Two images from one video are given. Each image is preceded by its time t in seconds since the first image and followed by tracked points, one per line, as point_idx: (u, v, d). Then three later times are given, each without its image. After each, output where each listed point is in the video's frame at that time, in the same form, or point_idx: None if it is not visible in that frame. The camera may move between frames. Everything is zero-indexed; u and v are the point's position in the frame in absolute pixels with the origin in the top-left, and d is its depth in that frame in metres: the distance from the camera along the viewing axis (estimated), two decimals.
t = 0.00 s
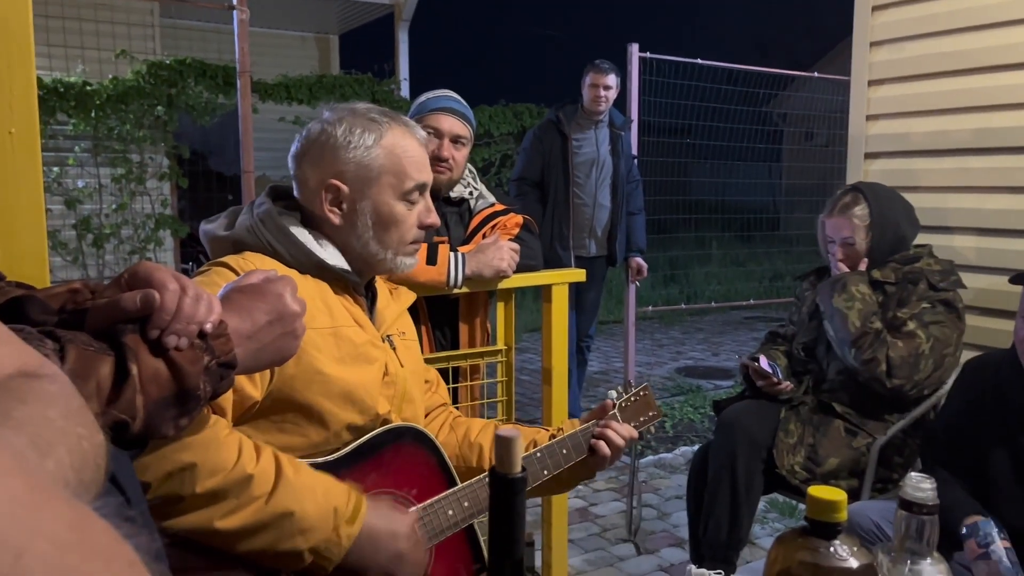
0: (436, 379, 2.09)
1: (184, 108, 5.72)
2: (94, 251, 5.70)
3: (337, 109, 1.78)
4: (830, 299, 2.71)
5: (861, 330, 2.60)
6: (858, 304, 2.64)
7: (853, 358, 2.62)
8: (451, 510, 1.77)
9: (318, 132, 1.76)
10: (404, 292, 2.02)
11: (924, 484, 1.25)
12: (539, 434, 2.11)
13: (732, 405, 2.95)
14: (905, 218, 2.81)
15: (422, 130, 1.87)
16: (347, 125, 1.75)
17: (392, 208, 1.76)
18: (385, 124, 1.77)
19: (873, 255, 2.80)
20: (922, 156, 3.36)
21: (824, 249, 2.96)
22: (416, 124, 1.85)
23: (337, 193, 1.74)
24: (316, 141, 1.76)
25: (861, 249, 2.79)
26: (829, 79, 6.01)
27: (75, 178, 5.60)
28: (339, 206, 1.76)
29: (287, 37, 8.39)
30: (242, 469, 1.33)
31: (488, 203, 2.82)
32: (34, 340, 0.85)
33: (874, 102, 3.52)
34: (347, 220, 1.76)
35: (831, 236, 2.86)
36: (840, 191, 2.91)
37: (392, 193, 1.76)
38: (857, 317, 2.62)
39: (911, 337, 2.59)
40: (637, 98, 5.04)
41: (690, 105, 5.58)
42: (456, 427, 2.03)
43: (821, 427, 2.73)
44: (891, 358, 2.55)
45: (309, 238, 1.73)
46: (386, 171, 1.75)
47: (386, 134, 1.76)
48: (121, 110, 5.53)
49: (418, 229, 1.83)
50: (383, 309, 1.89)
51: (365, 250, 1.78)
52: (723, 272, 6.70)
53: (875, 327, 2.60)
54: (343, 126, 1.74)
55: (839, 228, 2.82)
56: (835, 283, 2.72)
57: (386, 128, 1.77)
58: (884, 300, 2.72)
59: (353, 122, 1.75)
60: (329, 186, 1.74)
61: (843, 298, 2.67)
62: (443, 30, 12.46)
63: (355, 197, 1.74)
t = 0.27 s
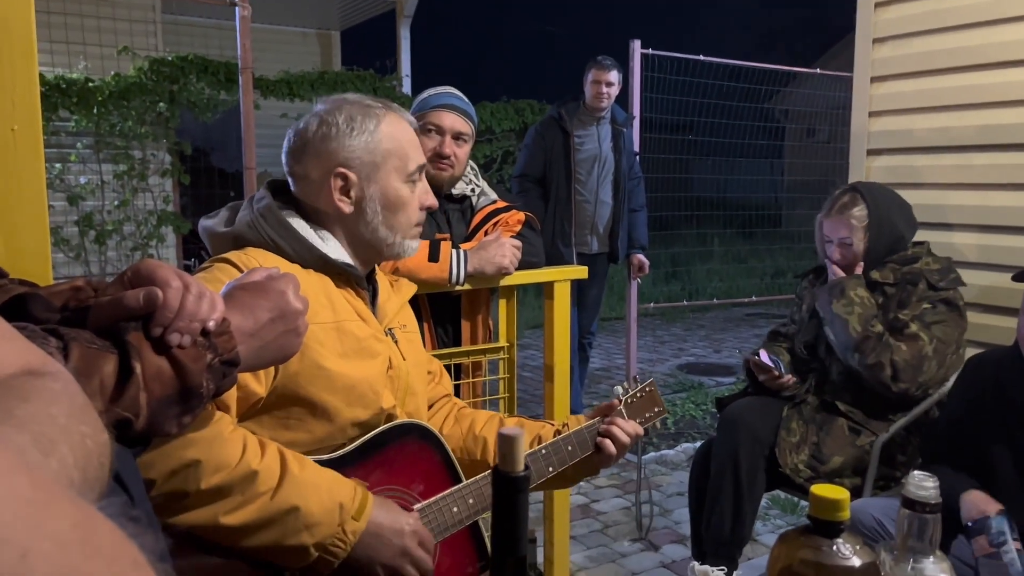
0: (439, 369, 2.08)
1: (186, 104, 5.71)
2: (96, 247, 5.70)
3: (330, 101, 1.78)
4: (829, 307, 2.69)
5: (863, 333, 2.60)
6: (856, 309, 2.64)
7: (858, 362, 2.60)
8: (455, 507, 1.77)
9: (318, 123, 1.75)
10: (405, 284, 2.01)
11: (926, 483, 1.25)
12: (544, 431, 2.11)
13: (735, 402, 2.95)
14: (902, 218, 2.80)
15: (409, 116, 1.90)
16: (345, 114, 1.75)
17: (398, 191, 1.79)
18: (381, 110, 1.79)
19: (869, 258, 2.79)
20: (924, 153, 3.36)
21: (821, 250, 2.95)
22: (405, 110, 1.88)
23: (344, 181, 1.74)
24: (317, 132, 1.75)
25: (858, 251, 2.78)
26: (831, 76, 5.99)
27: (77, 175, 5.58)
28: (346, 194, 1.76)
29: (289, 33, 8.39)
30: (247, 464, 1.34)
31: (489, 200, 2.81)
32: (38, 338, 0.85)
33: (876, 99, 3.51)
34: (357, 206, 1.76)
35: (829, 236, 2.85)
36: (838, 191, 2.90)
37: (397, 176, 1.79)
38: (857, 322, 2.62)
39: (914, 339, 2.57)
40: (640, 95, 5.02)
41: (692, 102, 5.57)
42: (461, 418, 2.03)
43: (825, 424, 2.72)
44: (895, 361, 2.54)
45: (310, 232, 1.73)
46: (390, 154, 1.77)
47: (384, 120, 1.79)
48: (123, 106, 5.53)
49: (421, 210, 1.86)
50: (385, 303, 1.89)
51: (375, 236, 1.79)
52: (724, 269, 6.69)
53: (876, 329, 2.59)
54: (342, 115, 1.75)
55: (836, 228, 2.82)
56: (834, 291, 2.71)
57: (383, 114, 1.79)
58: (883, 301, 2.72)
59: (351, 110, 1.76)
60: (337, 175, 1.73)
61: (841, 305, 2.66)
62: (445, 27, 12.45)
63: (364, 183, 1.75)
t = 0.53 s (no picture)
0: (445, 367, 2.08)
1: (192, 97, 5.72)
2: (104, 240, 5.73)
3: (338, 98, 1.78)
4: (846, 356, 2.63)
5: (894, 374, 2.57)
6: (875, 350, 2.60)
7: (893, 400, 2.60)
8: (459, 501, 1.76)
9: (327, 121, 1.74)
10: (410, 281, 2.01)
11: (937, 478, 1.25)
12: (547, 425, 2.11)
13: (740, 396, 2.95)
14: (913, 219, 2.80)
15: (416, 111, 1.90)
16: (354, 111, 1.75)
17: (408, 188, 1.79)
18: (389, 107, 1.79)
19: (877, 256, 2.81)
20: (933, 146, 3.34)
21: (829, 242, 2.98)
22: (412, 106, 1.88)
23: (353, 179, 1.74)
24: (325, 130, 1.74)
25: (866, 247, 2.81)
26: (839, 68, 5.96)
27: (84, 168, 5.59)
28: (355, 192, 1.76)
29: (294, 26, 8.37)
30: (248, 461, 1.34)
31: (496, 193, 2.81)
32: (47, 332, 0.85)
33: (884, 92, 3.49)
34: (366, 204, 1.76)
35: (838, 231, 2.88)
36: (851, 185, 2.91)
37: (406, 174, 1.79)
38: (882, 362, 2.58)
39: (942, 354, 2.59)
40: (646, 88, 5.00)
41: (698, 95, 5.55)
42: (465, 415, 2.03)
43: (831, 419, 2.73)
44: (927, 382, 2.56)
45: (316, 229, 1.72)
46: (399, 151, 1.77)
47: (392, 116, 1.78)
48: (129, 99, 5.53)
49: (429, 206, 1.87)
50: (391, 298, 1.89)
51: (384, 233, 1.79)
52: (730, 262, 6.68)
53: (902, 362, 2.58)
54: (351, 112, 1.74)
55: (846, 222, 2.84)
56: (845, 340, 2.63)
57: (391, 110, 1.79)
58: (904, 304, 2.70)
59: (360, 107, 1.75)
60: (347, 173, 1.73)
61: (860, 351, 2.61)
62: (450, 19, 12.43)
63: (372, 180, 1.75)
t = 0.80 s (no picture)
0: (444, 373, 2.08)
1: (194, 93, 5.72)
2: (106, 236, 5.73)
3: (337, 96, 1.78)
4: (828, 371, 2.67)
5: (879, 381, 2.61)
6: (855, 361, 2.64)
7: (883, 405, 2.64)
8: (462, 501, 1.75)
9: (326, 118, 1.74)
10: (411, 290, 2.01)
11: (941, 476, 1.24)
12: (549, 428, 2.10)
13: (743, 393, 2.94)
14: (923, 219, 2.80)
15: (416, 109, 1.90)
16: (353, 108, 1.75)
17: (408, 183, 1.78)
18: (387, 104, 1.79)
19: (886, 257, 2.81)
20: (936, 142, 3.32)
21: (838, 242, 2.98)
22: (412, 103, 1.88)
23: (353, 175, 1.74)
24: (325, 127, 1.74)
25: (875, 249, 2.80)
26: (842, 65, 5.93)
27: (86, 163, 5.59)
28: (356, 188, 1.75)
29: (296, 22, 8.36)
30: (256, 460, 1.34)
31: (498, 189, 2.80)
32: (47, 327, 0.85)
33: (888, 88, 3.48)
34: (366, 201, 1.75)
35: (847, 231, 2.87)
36: (860, 185, 2.90)
37: (406, 170, 1.78)
38: (865, 371, 2.62)
39: (945, 355, 2.58)
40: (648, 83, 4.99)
41: (701, 91, 5.53)
42: (464, 422, 2.02)
43: (835, 416, 2.72)
44: (927, 380, 2.57)
45: (323, 224, 1.71)
46: (399, 147, 1.77)
47: (391, 113, 1.78)
48: (131, 95, 5.53)
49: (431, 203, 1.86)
50: (395, 300, 1.88)
51: (385, 230, 1.78)
52: (732, 259, 6.67)
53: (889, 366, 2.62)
54: (350, 109, 1.74)
55: (856, 224, 2.83)
56: (823, 356, 2.67)
57: (390, 107, 1.78)
58: (908, 304, 2.70)
59: (359, 103, 1.75)
60: (347, 169, 1.73)
61: (840, 365, 2.65)
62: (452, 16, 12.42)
63: (373, 176, 1.74)
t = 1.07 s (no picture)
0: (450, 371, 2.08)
1: (199, 91, 5.72)
2: (110, 234, 5.75)
3: (337, 92, 1.79)
4: (835, 371, 2.68)
5: (885, 382, 2.61)
6: (862, 362, 2.64)
7: (889, 408, 2.64)
8: (471, 497, 1.75)
9: (325, 113, 1.75)
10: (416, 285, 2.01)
11: (950, 473, 1.24)
12: (555, 427, 2.11)
13: (749, 390, 2.95)
14: (930, 217, 2.80)
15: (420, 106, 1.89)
16: (351, 103, 1.75)
17: (406, 178, 1.77)
18: (387, 100, 1.78)
19: (894, 256, 2.82)
20: (942, 140, 3.32)
21: (846, 241, 2.98)
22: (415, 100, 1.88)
23: (350, 170, 1.74)
24: (323, 123, 1.75)
25: (884, 247, 2.80)
26: (848, 62, 5.92)
27: (91, 161, 5.60)
28: (354, 182, 1.75)
29: (300, 19, 8.36)
30: (272, 453, 1.34)
31: (503, 186, 2.78)
32: (59, 324, 0.85)
33: (894, 85, 3.47)
34: (364, 195, 1.75)
35: (855, 230, 2.86)
36: (867, 184, 2.90)
37: (403, 164, 1.77)
38: (871, 371, 2.63)
39: (951, 355, 2.58)
40: (653, 81, 4.98)
41: (705, 88, 5.53)
42: (470, 419, 2.03)
43: (840, 414, 2.73)
44: (932, 378, 2.57)
45: (331, 217, 1.72)
46: (396, 142, 1.76)
47: (390, 108, 1.78)
48: (136, 93, 5.54)
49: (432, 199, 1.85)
50: (402, 295, 1.89)
51: (383, 225, 1.77)
52: (736, 257, 6.66)
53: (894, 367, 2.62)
54: (348, 104, 1.75)
55: (864, 223, 2.83)
56: (829, 357, 2.68)
57: (389, 102, 1.78)
58: (915, 304, 2.70)
59: (357, 99, 1.75)
60: (343, 163, 1.73)
61: (847, 366, 2.65)
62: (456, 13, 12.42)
63: (369, 171, 1.74)
